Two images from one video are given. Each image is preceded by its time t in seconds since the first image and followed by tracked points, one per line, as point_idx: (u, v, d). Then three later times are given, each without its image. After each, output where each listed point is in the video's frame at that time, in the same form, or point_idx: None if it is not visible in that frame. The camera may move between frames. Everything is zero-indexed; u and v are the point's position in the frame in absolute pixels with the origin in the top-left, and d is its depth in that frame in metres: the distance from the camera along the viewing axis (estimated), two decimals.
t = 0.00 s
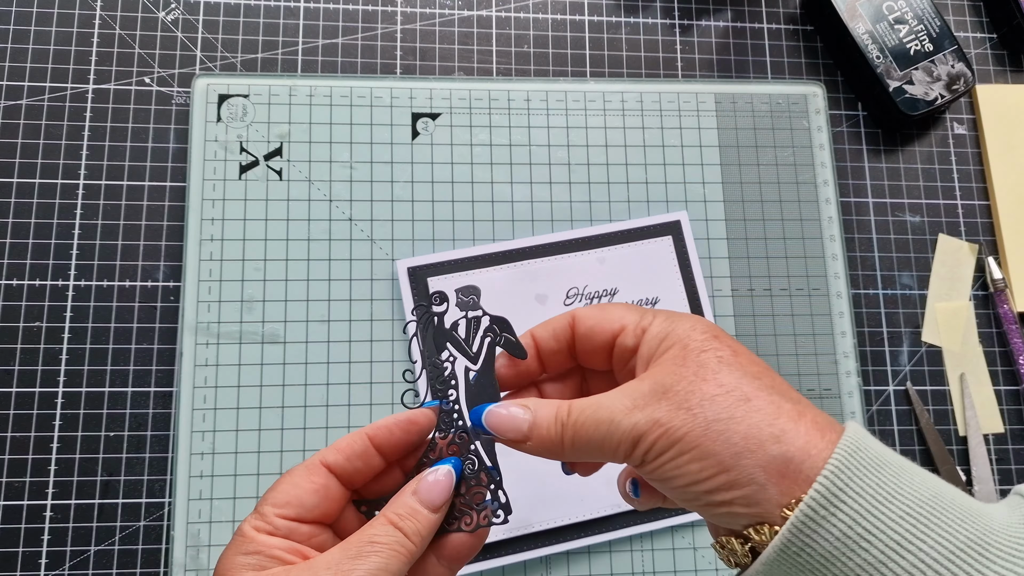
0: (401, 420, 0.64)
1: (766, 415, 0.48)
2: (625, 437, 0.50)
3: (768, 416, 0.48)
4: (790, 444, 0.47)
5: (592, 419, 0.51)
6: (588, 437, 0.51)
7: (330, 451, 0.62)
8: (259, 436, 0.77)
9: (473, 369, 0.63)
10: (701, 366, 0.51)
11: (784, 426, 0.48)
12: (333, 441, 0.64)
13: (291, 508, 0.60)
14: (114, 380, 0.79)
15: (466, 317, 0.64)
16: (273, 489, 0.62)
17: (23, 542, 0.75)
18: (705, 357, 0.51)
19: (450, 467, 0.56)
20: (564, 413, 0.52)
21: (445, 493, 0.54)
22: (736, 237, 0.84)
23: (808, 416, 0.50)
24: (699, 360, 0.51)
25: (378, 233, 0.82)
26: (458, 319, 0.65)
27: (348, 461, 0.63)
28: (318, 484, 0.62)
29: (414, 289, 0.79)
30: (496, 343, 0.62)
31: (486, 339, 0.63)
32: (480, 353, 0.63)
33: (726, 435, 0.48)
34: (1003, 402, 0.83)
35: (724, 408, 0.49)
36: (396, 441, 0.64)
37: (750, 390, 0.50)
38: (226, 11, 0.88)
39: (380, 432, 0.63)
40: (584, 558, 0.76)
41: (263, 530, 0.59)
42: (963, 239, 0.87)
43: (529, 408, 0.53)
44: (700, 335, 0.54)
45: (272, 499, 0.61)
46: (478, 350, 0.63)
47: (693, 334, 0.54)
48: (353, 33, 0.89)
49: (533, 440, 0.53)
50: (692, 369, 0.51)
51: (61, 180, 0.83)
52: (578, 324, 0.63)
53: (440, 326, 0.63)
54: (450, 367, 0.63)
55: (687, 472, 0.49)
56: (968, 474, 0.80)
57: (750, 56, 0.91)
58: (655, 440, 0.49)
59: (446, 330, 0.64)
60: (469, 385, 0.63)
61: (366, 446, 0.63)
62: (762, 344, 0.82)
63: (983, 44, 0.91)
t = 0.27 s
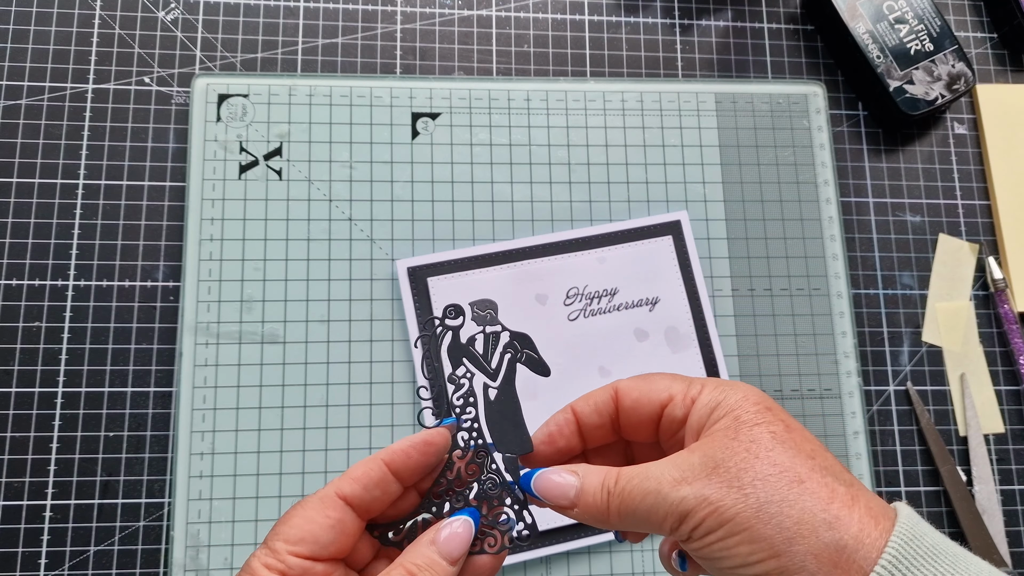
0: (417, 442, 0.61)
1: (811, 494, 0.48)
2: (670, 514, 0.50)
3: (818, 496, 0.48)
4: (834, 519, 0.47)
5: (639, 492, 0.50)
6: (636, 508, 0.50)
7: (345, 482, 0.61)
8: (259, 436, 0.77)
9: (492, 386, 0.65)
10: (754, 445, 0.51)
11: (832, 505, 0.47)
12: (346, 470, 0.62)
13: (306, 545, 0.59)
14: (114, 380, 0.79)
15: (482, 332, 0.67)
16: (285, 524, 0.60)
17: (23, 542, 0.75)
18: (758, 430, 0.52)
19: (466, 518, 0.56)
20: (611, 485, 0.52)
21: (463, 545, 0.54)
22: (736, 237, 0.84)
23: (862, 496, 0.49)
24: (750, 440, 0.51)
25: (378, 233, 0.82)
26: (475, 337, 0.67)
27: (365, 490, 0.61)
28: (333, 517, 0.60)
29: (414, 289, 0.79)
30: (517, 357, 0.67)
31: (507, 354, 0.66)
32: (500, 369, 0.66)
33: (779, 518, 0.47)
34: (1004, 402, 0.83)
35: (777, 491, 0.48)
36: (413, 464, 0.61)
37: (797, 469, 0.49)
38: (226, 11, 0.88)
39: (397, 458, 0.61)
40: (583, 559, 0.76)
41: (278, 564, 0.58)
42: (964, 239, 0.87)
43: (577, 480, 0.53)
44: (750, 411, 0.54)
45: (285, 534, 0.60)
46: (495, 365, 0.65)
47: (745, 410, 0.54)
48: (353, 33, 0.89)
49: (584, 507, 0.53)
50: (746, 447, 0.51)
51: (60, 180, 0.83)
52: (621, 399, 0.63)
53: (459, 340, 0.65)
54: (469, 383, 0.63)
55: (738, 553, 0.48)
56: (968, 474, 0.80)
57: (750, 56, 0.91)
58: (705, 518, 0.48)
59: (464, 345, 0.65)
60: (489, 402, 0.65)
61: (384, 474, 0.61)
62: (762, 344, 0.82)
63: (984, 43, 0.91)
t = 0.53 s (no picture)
0: (364, 420, 0.61)
1: (863, 511, 0.48)
2: (712, 518, 0.48)
3: (867, 512, 0.48)
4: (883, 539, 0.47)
5: (680, 493, 0.49)
6: (672, 508, 0.49)
7: (296, 439, 0.59)
8: (259, 436, 0.77)
9: (524, 397, 0.60)
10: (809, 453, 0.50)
11: (882, 524, 0.47)
12: (298, 427, 0.61)
13: (284, 504, 0.57)
14: (113, 380, 0.79)
15: (518, 337, 0.62)
16: (252, 490, 0.58)
17: (23, 542, 0.75)
18: (807, 433, 0.51)
19: (480, 511, 0.53)
20: (648, 482, 0.51)
21: (475, 540, 0.51)
22: (736, 237, 0.84)
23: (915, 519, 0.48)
24: (806, 448, 0.50)
25: (378, 233, 0.82)
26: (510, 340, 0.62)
27: (319, 452, 0.60)
28: (298, 472, 0.58)
29: (415, 288, 0.79)
30: (552, 368, 0.61)
31: (542, 364, 0.61)
32: (534, 378, 0.60)
33: (829, 536, 0.47)
34: (1004, 402, 0.83)
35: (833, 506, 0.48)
36: (363, 442, 0.61)
37: (850, 481, 0.49)
38: (226, 11, 0.88)
39: (349, 426, 0.61)
40: (583, 559, 0.76)
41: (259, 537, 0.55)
42: (964, 239, 0.87)
43: (615, 476, 0.52)
44: (802, 413, 0.53)
45: (256, 506, 0.57)
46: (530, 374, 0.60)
47: (798, 412, 0.53)
48: (353, 33, 0.89)
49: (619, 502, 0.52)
50: (798, 452, 0.50)
51: (60, 180, 0.83)
52: (652, 391, 0.61)
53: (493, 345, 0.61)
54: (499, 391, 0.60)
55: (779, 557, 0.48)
56: (968, 474, 0.80)
57: (750, 55, 0.91)
58: (749, 530, 0.48)
59: (499, 350, 0.61)
60: (522, 413, 0.60)
61: (335, 439, 0.61)
62: (762, 344, 0.82)
63: (984, 43, 0.91)
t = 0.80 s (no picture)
0: (466, 354, 0.58)
1: (913, 479, 0.45)
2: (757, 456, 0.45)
3: (914, 481, 0.45)
4: (921, 508, 0.45)
5: (742, 427, 0.45)
6: (731, 443, 0.45)
7: (377, 377, 0.56)
8: (259, 436, 0.77)
9: (544, 306, 0.60)
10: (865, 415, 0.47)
11: (926, 497, 0.45)
12: (378, 366, 0.57)
13: (328, 439, 0.54)
14: (113, 380, 0.79)
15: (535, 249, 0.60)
16: (303, 412, 0.55)
17: (22, 543, 0.75)
18: (857, 384, 0.49)
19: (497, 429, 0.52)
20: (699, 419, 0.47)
21: (495, 457, 0.50)
22: (736, 237, 0.84)
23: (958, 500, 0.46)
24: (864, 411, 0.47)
25: (378, 232, 0.81)
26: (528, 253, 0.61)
27: (397, 391, 0.57)
28: (360, 414, 0.55)
29: (415, 287, 0.79)
30: (572, 276, 0.60)
31: (561, 273, 0.60)
32: (553, 287, 0.60)
33: (911, 498, 0.45)
34: (1004, 402, 0.83)
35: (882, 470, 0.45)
36: (454, 375, 0.58)
37: (904, 448, 0.46)
38: (226, 10, 0.88)
39: (439, 362, 0.58)
40: (584, 560, 0.75)
41: (293, 456, 0.53)
42: (964, 239, 0.87)
43: (665, 411, 0.48)
44: (858, 374, 0.50)
45: (304, 423, 0.54)
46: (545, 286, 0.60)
47: (856, 376, 0.49)
48: (353, 32, 0.89)
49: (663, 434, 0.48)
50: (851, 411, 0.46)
51: (59, 180, 0.83)
52: (693, 330, 0.60)
53: (509, 254, 0.60)
54: (518, 301, 0.60)
55: (820, 502, 0.46)
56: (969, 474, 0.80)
57: (751, 55, 0.91)
58: (822, 483, 0.45)
59: (515, 260, 0.60)
60: (540, 322, 0.60)
61: (419, 376, 0.58)
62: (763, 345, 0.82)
63: (984, 43, 0.91)
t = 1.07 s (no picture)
0: (434, 316, 0.59)
1: (866, 492, 0.44)
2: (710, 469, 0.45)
3: (868, 494, 0.44)
4: (875, 520, 0.44)
5: (697, 437, 0.45)
6: (687, 453, 0.45)
7: (352, 361, 0.56)
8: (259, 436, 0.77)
9: (529, 299, 0.60)
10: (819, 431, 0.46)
11: (879, 508, 0.44)
12: (348, 350, 0.57)
13: (318, 437, 0.53)
14: (112, 380, 0.79)
15: (518, 242, 0.61)
16: (283, 417, 0.54)
17: (22, 543, 0.75)
18: (810, 394, 0.48)
19: (509, 433, 0.51)
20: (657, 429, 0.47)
21: (509, 462, 0.49)
22: (736, 237, 0.84)
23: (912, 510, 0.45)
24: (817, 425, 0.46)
25: (378, 233, 0.81)
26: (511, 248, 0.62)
27: (375, 371, 0.57)
28: (344, 403, 0.55)
29: (415, 287, 0.79)
30: (555, 270, 0.60)
31: (544, 266, 0.60)
32: (537, 281, 0.60)
33: (865, 510, 0.44)
34: (1004, 402, 0.83)
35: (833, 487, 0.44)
36: (427, 341, 0.59)
37: (858, 460, 0.45)
38: (226, 10, 0.88)
39: (409, 333, 0.58)
40: (584, 560, 0.75)
41: (287, 464, 0.51)
42: (964, 239, 0.87)
43: (625, 417, 0.48)
44: (815, 384, 0.49)
45: (288, 428, 0.53)
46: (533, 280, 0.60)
47: (813, 386, 0.49)
48: (353, 32, 0.89)
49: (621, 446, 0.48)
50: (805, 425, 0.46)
51: (59, 180, 0.83)
52: (664, 326, 0.61)
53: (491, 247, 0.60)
54: (503, 293, 0.60)
55: (774, 513, 0.46)
56: (969, 474, 0.80)
57: (751, 55, 0.91)
58: (775, 495, 0.45)
59: (499, 253, 0.60)
60: (526, 313, 0.59)
61: (392, 352, 0.58)
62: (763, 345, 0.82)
63: (984, 43, 0.91)
